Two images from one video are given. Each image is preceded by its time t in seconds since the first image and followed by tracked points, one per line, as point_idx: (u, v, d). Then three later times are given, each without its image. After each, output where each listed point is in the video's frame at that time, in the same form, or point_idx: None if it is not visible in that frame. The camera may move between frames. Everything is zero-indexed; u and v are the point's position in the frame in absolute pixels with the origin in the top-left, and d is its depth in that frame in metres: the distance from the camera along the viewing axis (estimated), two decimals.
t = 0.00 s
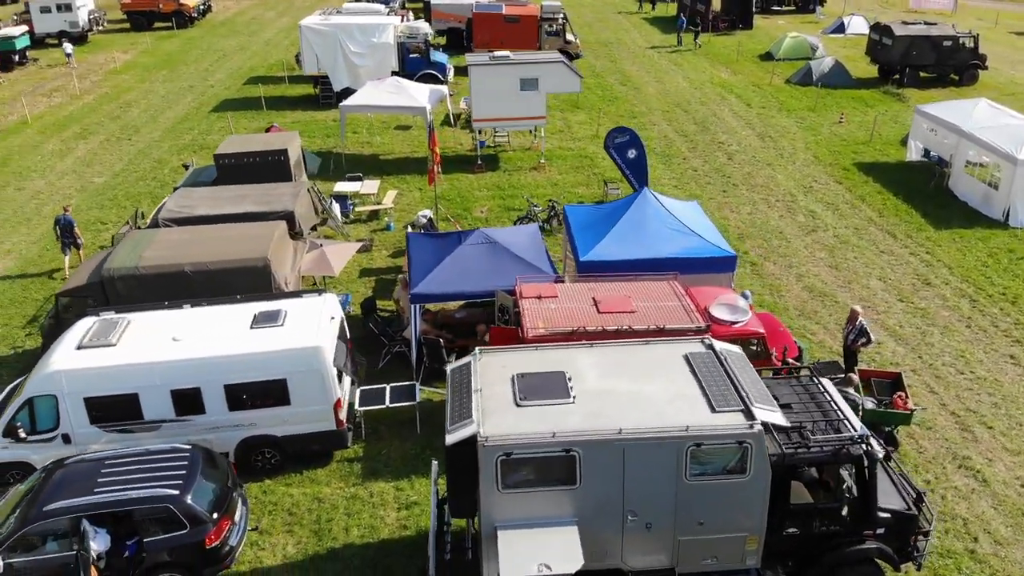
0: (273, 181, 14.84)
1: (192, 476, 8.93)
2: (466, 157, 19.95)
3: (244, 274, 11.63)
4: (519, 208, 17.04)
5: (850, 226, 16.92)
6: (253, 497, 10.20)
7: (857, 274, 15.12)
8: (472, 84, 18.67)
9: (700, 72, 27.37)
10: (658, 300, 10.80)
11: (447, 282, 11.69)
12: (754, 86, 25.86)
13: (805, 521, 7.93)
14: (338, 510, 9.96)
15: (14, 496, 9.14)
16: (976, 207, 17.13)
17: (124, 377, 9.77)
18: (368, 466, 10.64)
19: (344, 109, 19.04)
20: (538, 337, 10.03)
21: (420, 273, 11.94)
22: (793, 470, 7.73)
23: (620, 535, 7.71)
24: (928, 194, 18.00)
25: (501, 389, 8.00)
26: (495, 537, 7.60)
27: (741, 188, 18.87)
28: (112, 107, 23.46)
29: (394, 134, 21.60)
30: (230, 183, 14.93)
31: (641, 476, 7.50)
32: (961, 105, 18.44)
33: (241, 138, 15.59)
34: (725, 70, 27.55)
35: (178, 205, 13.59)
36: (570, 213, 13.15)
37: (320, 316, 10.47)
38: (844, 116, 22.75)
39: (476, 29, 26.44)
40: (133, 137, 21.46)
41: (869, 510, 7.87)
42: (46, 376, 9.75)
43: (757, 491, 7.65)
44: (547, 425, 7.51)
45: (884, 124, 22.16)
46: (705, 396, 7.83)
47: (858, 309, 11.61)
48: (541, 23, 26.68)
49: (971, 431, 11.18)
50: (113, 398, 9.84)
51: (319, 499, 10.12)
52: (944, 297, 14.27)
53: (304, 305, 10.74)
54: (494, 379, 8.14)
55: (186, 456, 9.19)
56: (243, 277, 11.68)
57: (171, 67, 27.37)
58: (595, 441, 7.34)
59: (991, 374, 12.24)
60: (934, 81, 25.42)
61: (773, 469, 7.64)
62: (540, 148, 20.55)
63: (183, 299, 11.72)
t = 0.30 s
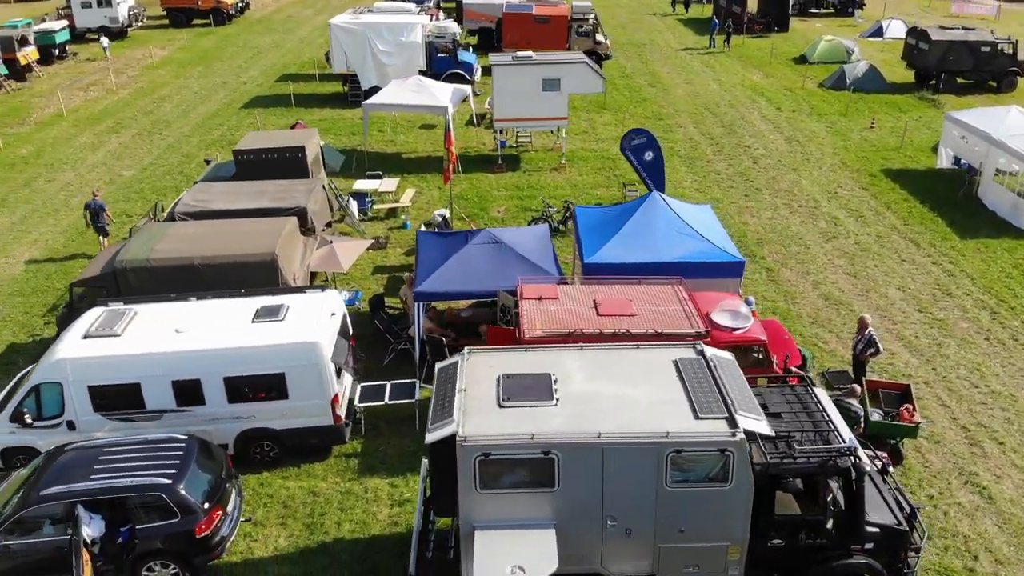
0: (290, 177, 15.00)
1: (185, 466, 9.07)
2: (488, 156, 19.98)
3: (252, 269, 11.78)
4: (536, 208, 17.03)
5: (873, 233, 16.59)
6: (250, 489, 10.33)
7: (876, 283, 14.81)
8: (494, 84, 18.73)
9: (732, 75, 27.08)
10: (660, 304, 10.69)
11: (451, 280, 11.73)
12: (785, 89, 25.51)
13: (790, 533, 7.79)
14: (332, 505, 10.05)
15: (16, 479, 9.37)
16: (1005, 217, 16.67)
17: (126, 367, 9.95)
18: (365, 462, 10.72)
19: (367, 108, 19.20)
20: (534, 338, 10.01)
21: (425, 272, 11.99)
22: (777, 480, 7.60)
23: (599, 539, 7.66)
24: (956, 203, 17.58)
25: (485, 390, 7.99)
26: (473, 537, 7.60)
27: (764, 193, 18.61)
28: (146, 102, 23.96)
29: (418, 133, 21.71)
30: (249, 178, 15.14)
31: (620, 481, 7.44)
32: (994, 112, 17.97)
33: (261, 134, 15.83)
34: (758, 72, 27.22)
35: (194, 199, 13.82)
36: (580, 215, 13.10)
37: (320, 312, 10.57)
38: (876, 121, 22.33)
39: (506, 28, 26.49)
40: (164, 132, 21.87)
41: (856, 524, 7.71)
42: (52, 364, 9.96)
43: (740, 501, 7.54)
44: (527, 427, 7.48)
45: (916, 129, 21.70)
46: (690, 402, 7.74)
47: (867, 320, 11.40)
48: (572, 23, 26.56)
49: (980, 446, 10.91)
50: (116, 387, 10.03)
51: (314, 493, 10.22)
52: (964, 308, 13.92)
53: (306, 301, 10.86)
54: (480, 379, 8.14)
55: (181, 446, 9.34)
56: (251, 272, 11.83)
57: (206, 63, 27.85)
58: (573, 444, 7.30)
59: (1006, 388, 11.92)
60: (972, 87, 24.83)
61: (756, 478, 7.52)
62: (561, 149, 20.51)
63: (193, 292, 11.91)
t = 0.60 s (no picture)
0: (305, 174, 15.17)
1: (180, 455, 9.21)
2: (509, 157, 20.00)
3: (259, 264, 11.96)
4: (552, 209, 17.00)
5: (895, 241, 16.27)
6: (247, 480, 10.48)
7: (893, 292, 14.52)
8: (516, 84, 18.79)
9: (763, 77, 26.75)
10: (659, 307, 10.61)
11: (455, 279, 11.76)
12: (817, 93, 25.13)
13: (772, 544, 7.66)
14: (326, 499, 10.14)
15: (19, 464, 9.59)
16: None
17: (129, 356, 10.14)
18: (362, 458, 10.82)
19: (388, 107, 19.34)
20: (529, 338, 10.02)
21: (430, 269, 12.04)
22: (759, 489, 7.49)
23: (578, 542, 7.64)
24: (983, 211, 17.15)
25: (469, 389, 8.00)
26: (451, 535, 7.62)
27: (786, 197, 18.34)
28: (178, 98, 24.41)
29: (442, 131, 21.81)
30: (265, 174, 15.36)
31: (599, 484, 7.40)
32: None
33: (279, 132, 16.05)
34: (790, 75, 26.86)
35: (210, 194, 14.05)
36: (589, 215, 13.05)
37: (320, 308, 10.68)
38: (907, 126, 21.89)
39: (535, 28, 26.69)
40: (193, 127, 22.25)
41: (840, 537, 7.57)
42: (58, 352, 10.20)
43: (721, 509, 7.45)
44: (506, 427, 7.47)
45: (947, 136, 21.24)
46: (673, 407, 7.66)
47: (875, 328, 11.11)
48: (602, 23, 26.58)
49: (988, 461, 10.65)
50: (119, 376, 10.23)
51: (309, 487, 10.33)
52: (983, 319, 13.59)
53: (307, 297, 10.98)
54: (465, 378, 8.15)
55: (177, 436, 9.50)
56: (259, 266, 12.00)
57: (240, 60, 28.28)
58: (551, 446, 7.27)
59: (1020, 403, 11.61)
60: (1010, 93, 24.22)
61: (737, 486, 7.43)
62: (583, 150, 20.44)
63: (202, 285, 12.12)
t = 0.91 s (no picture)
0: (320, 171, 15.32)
1: (173, 445, 9.35)
2: (528, 157, 19.99)
3: (265, 259, 12.10)
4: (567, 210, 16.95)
5: (915, 249, 15.95)
6: (244, 472, 10.64)
7: (908, 301, 14.22)
8: (534, 85, 18.81)
9: (794, 81, 26.39)
10: (657, 312, 10.52)
11: (457, 278, 11.79)
12: (847, 97, 24.73)
13: (751, 553, 7.55)
14: (319, 493, 10.25)
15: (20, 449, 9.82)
16: None
17: (131, 348, 10.33)
18: (358, 454, 10.91)
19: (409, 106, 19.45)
20: (523, 339, 10.00)
21: (433, 269, 12.08)
22: (737, 497, 7.39)
23: (553, 545, 7.62)
24: (1009, 221, 16.73)
25: (451, 389, 8.02)
26: (427, 533, 7.64)
27: (806, 203, 18.06)
28: (208, 95, 24.82)
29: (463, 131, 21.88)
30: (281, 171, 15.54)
31: (574, 488, 7.37)
32: None
33: (296, 129, 16.21)
34: (820, 79, 26.47)
35: (224, 190, 14.26)
36: (596, 217, 13.00)
37: (319, 305, 10.78)
38: (936, 132, 21.44)
39: (563, 30, 26.65)
40: (220, 123, 22.61)
41: (819, 549, 7.43)
42: (63, 341, 10.42)
43: (698, 516, 7.36)
44: (483, 427, 7.46)
45: (978, 143, 20.76)
46: (653, 412, 7.59)
47: (879, 337, 10.92)
48: (629, 25, 26.62)
49: (992, 477, 10.40)
50: (121, 367, 10.42)
51: (303, 481, 10.45)
52: (1000, 331, 13.26)
53: (308, 293, 11.09)
54: (448, 378, 8.18)
55: (171, 426, 9.64)
56: (265, 262, 12.14)
57: (271, 58, 28.66)
58: (526, 447, 7.25)
59: None
60: None
61: (714, 494, 7.33)
62: (604, 152, 20.35)
63: (209, 279, 12.30)
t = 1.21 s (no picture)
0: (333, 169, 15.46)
1: (166, 436, 9.50)
2: (547, 158, 19.97)
3: (269, 255, 12.25)
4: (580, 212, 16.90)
5: (933, 258, 15.62)
6: (240, 465, 10.79)
7: (922, 311, 13.93)
8: (552, 85, 18.77)
9: (823, 85, 26.01)
10: (653, 315, 10.42)
11: (458, 278, 11.83)
12: (876, 102, 24.31)
13: (727, 562, 7.46)
14: (311, 487, 10.35)
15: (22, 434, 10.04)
16: None
17: (132, 339, 10.53)
18: (353, 450, 11.00)
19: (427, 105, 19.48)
20: (516, 340, 10.00)
21: (436, 268, 12.14)
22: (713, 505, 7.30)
23: (527, 547, 7.60)
24: None
25: (431, 388, 8.04)
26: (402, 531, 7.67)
27: (825, 209, 17.79)
28: (236, 92, 25.18)
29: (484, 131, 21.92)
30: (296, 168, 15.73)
31: (548, 490, 7.34)
32: None
33: (311, 128, 16.37)
34: (850, 83, 26.05)
35: (237, 186, 14.45)
36: (602, 220, 12.97)
37: (317, 302, 10.88)
38: (965, 139, 20.99)
39: (588, 30, 26.52)
40: (245, 120, 22.93)
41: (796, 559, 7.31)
42: (68, 331, 10.66)
43: (672, 522, 7.29)
44: (459, 427, 7.46)
45: (1008, 151, 20.28)
46: (631, 416, 7.52)
47: (881, 347, 10.75)
48: (657, 26, 26.49)
49: (995, 493, 10.14)
50: (123, 357, 10.63)
51: (297, 475, 10.56)
52: (1015, 344, 12.93)
53: (307, 290, 11.21)
54: (430, 376, 8.21)
55: (167, 417, 9.80)
56: (269, 257, 12.30)
57: (301, 57, 28.99)
58: (500, 448, 7.23)
59: None
60: None
61: (689, 500, 7.25)
62: (623, 154, 20.25)
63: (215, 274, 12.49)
